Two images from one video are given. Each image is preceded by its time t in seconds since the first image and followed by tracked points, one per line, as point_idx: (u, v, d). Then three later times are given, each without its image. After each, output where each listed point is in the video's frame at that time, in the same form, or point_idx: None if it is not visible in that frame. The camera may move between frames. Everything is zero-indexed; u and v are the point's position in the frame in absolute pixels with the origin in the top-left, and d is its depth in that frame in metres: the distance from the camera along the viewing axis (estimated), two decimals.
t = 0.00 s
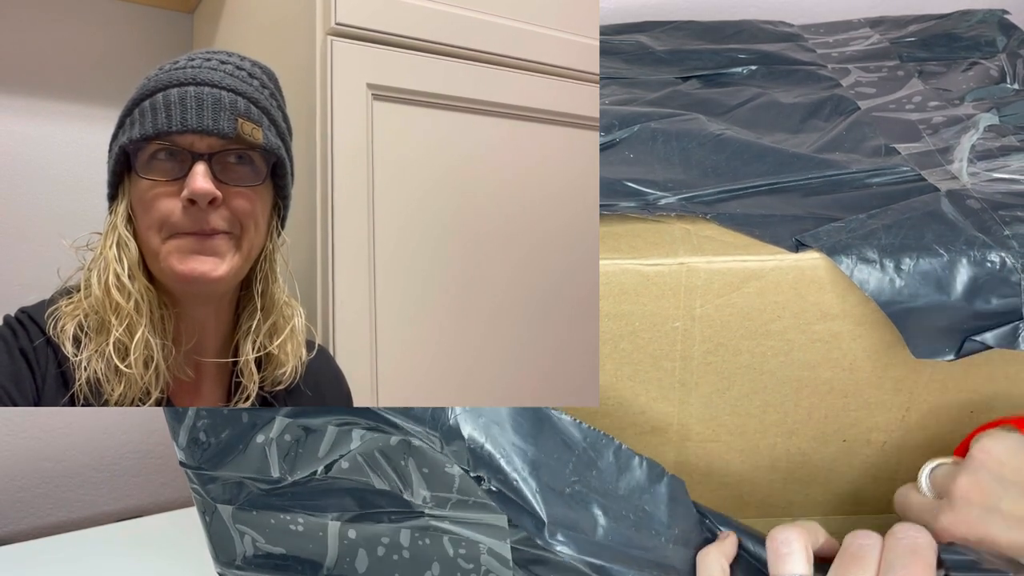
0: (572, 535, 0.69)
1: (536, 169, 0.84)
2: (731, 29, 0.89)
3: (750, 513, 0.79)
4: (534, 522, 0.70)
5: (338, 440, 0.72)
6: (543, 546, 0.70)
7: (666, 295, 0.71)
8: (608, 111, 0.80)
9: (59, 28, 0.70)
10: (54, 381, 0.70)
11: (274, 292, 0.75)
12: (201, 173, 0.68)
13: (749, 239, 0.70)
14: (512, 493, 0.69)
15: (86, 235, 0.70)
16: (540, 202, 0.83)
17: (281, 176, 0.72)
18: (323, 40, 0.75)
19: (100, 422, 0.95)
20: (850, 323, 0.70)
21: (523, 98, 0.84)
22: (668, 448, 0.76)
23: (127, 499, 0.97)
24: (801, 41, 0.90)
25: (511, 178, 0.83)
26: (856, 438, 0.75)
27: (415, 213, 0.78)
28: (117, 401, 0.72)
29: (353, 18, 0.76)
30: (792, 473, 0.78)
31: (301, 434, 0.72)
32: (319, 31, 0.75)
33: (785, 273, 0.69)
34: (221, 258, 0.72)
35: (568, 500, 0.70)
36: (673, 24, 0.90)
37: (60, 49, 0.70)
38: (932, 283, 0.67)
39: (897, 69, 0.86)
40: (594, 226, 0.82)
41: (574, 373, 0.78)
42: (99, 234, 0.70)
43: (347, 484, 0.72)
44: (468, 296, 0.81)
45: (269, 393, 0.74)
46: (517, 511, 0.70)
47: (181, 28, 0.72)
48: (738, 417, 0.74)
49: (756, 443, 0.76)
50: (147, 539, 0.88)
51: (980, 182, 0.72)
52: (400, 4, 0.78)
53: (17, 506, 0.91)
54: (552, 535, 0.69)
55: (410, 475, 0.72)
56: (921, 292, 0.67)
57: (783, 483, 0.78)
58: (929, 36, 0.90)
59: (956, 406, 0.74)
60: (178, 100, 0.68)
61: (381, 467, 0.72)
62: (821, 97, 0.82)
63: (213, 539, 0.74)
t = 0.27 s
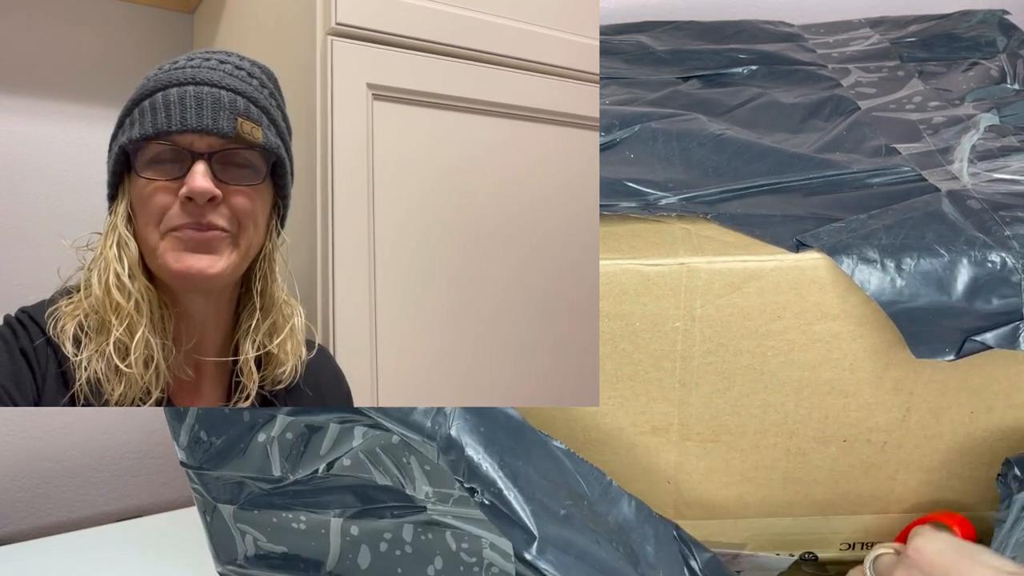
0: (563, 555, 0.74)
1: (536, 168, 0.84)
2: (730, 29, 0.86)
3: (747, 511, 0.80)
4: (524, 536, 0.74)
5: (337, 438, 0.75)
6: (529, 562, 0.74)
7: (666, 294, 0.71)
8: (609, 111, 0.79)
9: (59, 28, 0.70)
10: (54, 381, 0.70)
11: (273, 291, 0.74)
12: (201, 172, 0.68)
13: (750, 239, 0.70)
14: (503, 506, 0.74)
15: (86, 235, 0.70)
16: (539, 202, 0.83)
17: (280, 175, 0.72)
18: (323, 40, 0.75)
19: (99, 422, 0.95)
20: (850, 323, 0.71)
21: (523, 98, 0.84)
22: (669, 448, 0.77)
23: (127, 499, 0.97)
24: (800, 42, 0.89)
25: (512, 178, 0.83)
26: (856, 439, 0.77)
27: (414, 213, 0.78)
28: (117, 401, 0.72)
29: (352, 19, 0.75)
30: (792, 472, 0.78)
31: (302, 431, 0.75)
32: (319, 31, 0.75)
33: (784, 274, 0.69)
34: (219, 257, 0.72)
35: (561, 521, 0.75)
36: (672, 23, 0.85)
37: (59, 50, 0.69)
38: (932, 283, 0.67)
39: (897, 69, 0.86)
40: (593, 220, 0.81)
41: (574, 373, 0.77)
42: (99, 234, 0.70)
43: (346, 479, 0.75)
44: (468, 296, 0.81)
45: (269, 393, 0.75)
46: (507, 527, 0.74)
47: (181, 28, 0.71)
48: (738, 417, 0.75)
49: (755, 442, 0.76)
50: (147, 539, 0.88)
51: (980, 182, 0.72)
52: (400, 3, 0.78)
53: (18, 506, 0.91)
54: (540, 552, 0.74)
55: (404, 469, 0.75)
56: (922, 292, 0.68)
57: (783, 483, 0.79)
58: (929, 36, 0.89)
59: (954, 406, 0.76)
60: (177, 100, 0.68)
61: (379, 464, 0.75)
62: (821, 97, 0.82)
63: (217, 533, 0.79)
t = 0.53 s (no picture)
0: None
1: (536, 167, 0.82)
2: (730, 29, 0.86)
3: (748, 511, 0.83)
4: None
5: (316, 438, 0.76)
6: None
7: (667, 295, 0.74)
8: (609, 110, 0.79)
9: (58, 27, 0.69)
10: (54, 379, 0.70)
11: (271, 291, 0.74)
12: (198, 173, 0.69)
13: (749, 240, 0.72)
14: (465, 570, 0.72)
15: (85, 236, 0.69)
16: (536, 202, 0.81)
17: (276, 174, 0.72)
18: (323, 40, 0.74)
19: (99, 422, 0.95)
20: (850, 323, 0.73)
21: (521, 97, 0.82)
22: (668, 447, 0.81)
23: (127, 498, 0.97)
24: (801, 42, 0.88)
25: (511, 178, 0.81)
26: (856, 439, 0.79)
27: (415, 215, 0.77)
28: (117, 400, 0.73)
29: (353, 20, 0.75)
30: (793, 474, 0.81)
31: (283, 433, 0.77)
32: (319, 31, 0.74)
33: (784, 275, 0.72)
34: (216, 257, 0.72)
35: None
36: (672, 24, 0.86)
37: (57, 50, 0.69)
38: (933, 282, 0.68)
39: (897, 70, 0.86)
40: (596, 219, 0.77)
41: (572, 376, 0.78)
42: (96, 235, 0.69)
43: (331, 476, 0.76)
44: (467, 296, 0.79)
45: (270, 392, 0.76)
46: None
47: (178, 27, 0.70)
48: (738, 417, 0.78)
49: (753, 443, 0.79)
50: (149, 538, 0.88)
51: (980, 183, 0.72)
52: (399, 3, 0.77)
53: (18, 506, 0.91)
54: None
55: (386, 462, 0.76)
56: (923, 292, 0.68)
57: (783, 486, 0.82)
58: (927, 39, 0.87)
59: (955, 406, 0.77)
60: (174, 101, 0.68)
61: (363, 459, 0.76)
62: (821, 97, 0.81)
63: (217, 533, 0.81)
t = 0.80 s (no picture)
0: None
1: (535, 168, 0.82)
2: (731, 29, 0.86)
3: (748, 512, 0.84)
4: None
5: (308, 477, 0.71)
6: None
7: (667, 296, 0.73)
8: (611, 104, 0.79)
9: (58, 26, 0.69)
10: (54, 378, 0.70)
11: (270, 291, 0.74)
12: (194, 173, 0.68)
13: (750, 239, 0.72)
14: None
15: (84, 236, 0.69)
16: (539, 202, 0.81)
17: (274, 173, 0.71)
18: (322, 39, 0.74)
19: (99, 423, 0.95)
20: (852, 325, 0.72)
21: (520, 97, 0.82)
22: (668, 449, 0.81)
23: (127, 499, 0.97)
24: (800, 43, 0.88)
25: (511, 178, 0.82)
26: (857, 440, 0.79)
27: (414, 215, 0.77)
28: (116, 400, 0.73)
29: (351, 19, 0.75)
30: (794, 476, 0.82)
31: (270, 466, 0.72)
32: (319, 30, 0.73)
33: (785, 275, 0.71)
34: (214, 257, 0.72)
35: None
36: (673, 24, 0.87)
37: (56, 50, 0.69)
38: (935, 284, 0.67)
39: (899, 70, 0.86)
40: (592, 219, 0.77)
41: (569, 379, 0.78)
42: (95, 235, 0.69)
43: (312, 520, 0.69)
44: (469, 293, 0.80)
45: (270, 391, 0.76)
46: None
47: (178, 27, 0.70)
48: (739, 418, 0.78)
49: (753, 446, 0.80)
50: (148, 538, 0.88)
51: (982, 184, 0.72)
52: (399, 3, 0.77)
53: (18, 506, 0.91)
54: None
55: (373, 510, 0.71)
56: (925, 294, 0.67)
57: (783, 487, 0.82)
58: (930, 38, 0.89)
59: (957, 408, 0.77)
60: (171, 100, 0.68)
61: (350, 505, 0.71)
62: (822, 97, 0.81)
63: (217, 534, 0.83)
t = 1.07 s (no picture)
0: None
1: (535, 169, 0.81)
2: (731, 29, 0.88)
3: (748, 513, 0.84)
4: None
5: (296, 495, 0.71)
6: None
7: (667, 296, 0.73)
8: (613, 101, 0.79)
9: (58, 27, 0.69)
10: (55, 380, 0.70)
11: (272, 294, 0.73)
12: (194, 176, 0.68)
13: (749, 238, 0.72)
14: None
15: (84, 239, 0.69)
16: (540, 202, 0.80)
17: (273, 175, 0.71)
18: (322, 41, 0.73)
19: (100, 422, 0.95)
20: (853, 325, 0.72)
21: (519, 99, 0.81)
22: (668, 449, 0.80)
23: (127, 499, 0.97)
24: (801, 42, 0.89)
25: (512, 179, 0.80)
26: (857, 440, 0.79)
27: (414, 216, 0.76)
28: (117, 402, 0.73)
29: (351, 19, 0.74)
30: (795, 476, 0.81)
31: (261, 483, 0.72)
32: (319, 31, 0.73)
33: (786, 275, 0.71)
34: (215, 260, 0.72)
35: None
36: (673, 24, 0.89)
37: (55, 52, 0.68)
38: (935, 283, 0.67)
39: (898, 70, 0.87)
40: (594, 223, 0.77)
41: (569, 378, 0.78)
42: (94, 239, 0.69)
43: (299, 539, 0.68)
44: (469, 293, 0.79)
45: (272, 393, 0.76)
46: None
47: (178, 28, 0.70)
48: (739, 418, 0.78)
49: (753, 446, 0.80)
50: (147, 538, 0.88)
51: (982, 184, 0.72)
52: (399, 3, 0.76)
53: (19, 506, 0.91)
54: None
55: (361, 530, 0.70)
56: (925, 292, 0.67)
57: (783, 487, 0.82)
58: (928, 40, 0.90)
59: (957, 408, 0.77)
60: (169, 103, 0.68)
61: (338, 525, 0.70)
62: (822, 97, 0.82)
63: (216, 534, 0.82)
